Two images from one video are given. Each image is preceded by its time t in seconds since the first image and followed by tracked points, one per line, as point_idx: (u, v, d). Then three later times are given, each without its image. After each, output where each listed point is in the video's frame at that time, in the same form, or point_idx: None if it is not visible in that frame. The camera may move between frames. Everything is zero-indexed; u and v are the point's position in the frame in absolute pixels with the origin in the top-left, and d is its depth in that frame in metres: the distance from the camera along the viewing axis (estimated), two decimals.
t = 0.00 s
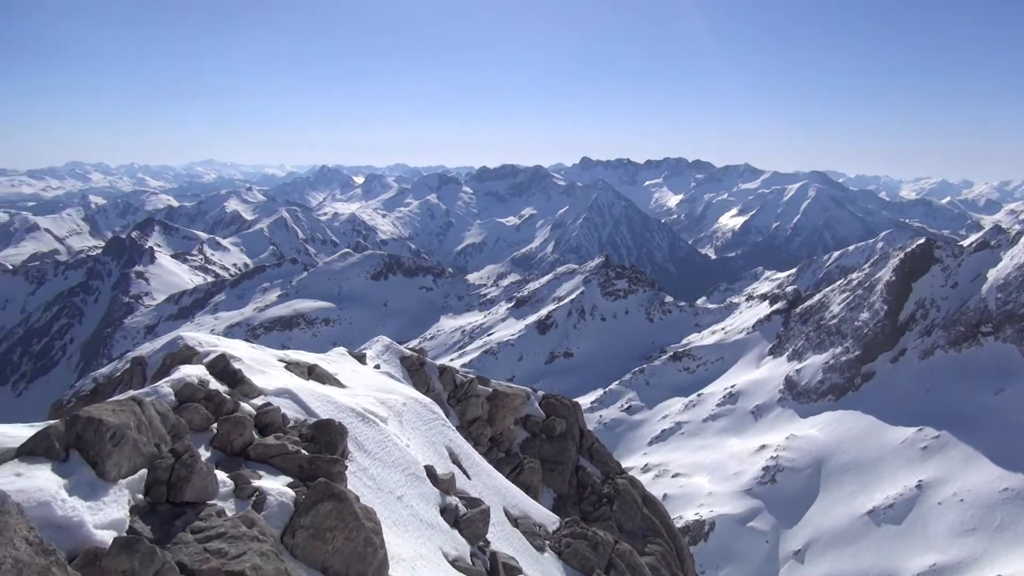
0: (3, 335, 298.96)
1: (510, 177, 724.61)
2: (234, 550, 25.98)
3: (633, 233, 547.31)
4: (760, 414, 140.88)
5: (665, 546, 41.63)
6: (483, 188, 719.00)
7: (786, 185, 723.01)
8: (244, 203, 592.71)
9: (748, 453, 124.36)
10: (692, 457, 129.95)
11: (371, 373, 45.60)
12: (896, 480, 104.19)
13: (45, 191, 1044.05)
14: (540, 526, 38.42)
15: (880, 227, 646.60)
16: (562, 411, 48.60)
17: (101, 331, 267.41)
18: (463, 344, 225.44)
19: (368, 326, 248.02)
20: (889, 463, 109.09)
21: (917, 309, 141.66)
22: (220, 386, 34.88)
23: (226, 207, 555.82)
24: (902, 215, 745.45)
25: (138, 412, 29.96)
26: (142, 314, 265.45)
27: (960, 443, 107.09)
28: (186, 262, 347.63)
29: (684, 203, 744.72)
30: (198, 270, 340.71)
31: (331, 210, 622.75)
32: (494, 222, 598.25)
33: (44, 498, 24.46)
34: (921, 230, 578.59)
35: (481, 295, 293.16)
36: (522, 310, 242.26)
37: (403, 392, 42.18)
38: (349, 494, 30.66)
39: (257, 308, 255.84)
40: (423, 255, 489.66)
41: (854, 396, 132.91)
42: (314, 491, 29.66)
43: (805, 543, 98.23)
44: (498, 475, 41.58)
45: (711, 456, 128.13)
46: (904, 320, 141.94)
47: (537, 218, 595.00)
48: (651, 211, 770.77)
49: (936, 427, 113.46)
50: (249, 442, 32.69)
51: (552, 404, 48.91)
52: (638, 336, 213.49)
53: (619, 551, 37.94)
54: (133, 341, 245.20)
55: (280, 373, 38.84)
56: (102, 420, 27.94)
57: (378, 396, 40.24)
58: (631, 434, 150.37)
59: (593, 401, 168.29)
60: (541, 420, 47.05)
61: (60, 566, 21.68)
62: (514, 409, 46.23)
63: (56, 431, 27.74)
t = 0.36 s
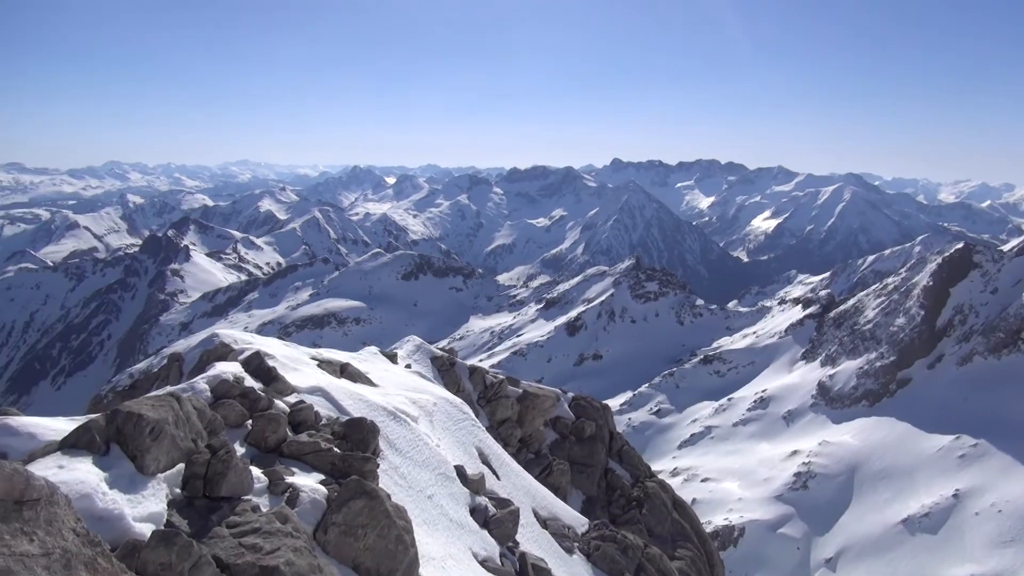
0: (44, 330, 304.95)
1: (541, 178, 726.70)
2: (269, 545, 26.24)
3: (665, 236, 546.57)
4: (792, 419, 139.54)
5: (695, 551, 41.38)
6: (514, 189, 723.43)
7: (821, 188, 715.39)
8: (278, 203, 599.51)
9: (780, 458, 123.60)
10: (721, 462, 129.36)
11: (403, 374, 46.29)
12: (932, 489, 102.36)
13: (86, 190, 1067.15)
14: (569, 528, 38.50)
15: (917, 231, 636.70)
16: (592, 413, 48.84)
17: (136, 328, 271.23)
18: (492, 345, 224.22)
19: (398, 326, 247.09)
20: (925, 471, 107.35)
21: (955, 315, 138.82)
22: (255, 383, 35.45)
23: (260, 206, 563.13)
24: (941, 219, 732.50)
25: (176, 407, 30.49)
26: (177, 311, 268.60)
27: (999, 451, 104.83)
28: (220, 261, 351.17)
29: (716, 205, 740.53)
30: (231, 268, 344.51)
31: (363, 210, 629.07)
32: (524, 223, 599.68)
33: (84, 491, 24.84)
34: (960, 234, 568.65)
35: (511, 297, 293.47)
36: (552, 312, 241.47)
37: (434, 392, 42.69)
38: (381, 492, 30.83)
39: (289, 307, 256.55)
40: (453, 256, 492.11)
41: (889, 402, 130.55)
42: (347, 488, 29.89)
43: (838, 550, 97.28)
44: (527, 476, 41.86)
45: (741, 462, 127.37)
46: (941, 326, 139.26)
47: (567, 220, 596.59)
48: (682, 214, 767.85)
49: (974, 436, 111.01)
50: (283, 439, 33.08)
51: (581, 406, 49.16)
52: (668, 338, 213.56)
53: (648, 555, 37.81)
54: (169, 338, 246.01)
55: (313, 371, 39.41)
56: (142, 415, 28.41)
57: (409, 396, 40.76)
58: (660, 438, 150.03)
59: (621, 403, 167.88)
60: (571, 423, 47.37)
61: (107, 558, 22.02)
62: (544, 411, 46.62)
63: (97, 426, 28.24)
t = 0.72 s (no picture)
0: (95, 328, 313.17)
1: (581, 179, 727.07)
2: (313, 542, 26.59)
3: (705, 238, 543.36)
4: (836, 424, 137.33)
5: (736, 556, 40.86)
6: (553, 190, 724.65)
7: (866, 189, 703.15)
8: (320, 204, 608.24)
9: (824, 464, 121.66)
10: (763, 466, 127.61)
11: (443, 373, 46.99)
12: (983, 499, 99.63)
13: (135, 192, 1096.40)
14: (608, 530, 38.39)
15: (967, 233, 621.57)
16: (631, 416, 48.83)
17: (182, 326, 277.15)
18: (531, 346, 221.90)
19: (437, 326, 247.81)
20: (974, 480, 104.80)
21: (1008, 319, 136.70)
22: (300, 381, 36.12)
23: (303, 207, 572.49)
24: (992, 220, 714.22)
25: (223, 405, 31.00)
26: (222, 310, 273.26)
27: None
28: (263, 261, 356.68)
29: (757, 207, 733.16)
30: (274, 268, 350.40)
31: (403, 210, 635.39)
32: (563, 224, 599.95)
33: (136, 485, 25.21)
34: (1013, 237, 554.06)
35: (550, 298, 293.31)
36: (591, 313, 239.84)
37: (474, 393, 43.14)
38: (423, 492, 31.09)
39: (329, 306, 258.99)
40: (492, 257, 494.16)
41: (938, 408, 128.47)
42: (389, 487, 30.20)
43: (883, 559, 95.35)
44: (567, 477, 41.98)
45: (783, 467, 125.64)
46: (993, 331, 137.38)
47: (607, 221, 595.23)
48: (722, 215, 761.83)
49: None
50: (326, 437, 33.54)
51: (621, 409, 49.21)
52: (708, 341, 212.89)
53: (688, 559, 37.54)
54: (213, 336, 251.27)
55: (355, 371, 39.98)
56: (191, 411, 28.97)
57: (450, 396, 41.25)
58: (700, 441, 148.50)
59: (660, 405, 165.71)
60: (610, 425, 47.46)
61: (161, 551, 22.44)
62: (583, 413, 46.83)
63: (148, 422, 28.79)
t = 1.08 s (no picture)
0: (143, 327, 321.61)
1: (619, 180, 724.85)
2: (355, 541, 26.85)
3: (746, 241, 538.46)
4: (881, 431, 134.99)
5: (778, 562, 40.27)
6: (591, 191, 723.65)
7: (914, 190, 687.46)
8: (361, 205, 616.23)
9: (869, 471, 119.63)
10: (805, 472, 125.77)
11: (482, 375, 47.43)
12: None
13: (182, 194, 1123.64)
14: (648, 535, 38.21)
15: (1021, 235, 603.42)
16: (671, 419, 48.47)
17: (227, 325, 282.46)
18: (569, 348, 220.59)
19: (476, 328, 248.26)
20: None
21: None
22: (342, 382, 36.57)
23: (344, 208, 580.57)
24: None
25: (268, 404, 31.44)
26: (265, 310, 278.05)
27: None
28: (305, 262, 362.03)
29: (800, 208, 723.51)
30: (316, 269, 355.04)
31: (442, 212, 640.66)
32: (601, 226, 598.78)
33: (185, 481, 25.47)
34: None
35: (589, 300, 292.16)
36: (630, 316, 237.29)
37: (513, 395, 43.49)
38: (463, 492, 31.22)
39: (370, 307, 261.84)
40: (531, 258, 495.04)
41: (988, 415, 127.55)
42: (429, 487, 30.39)
43: (931, 569, 93.20)
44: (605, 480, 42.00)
45: (825, 474, 123.81)
46: None
47: (646, 222, 592.00)
48: (764, 217, 752.67)
49: None
50: (367, 437, 33.85)
51: (660, 412, 49.07)
52: (749, 345, 211.03)
53: (729, 566, 37.12)
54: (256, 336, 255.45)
55: (395, 372, 40.45)
56: (238, 410, 29.39)
57: (490, 398, 41.58)
58: (741, 446, 146.81)
59: (700, 409, 163.42)
60: (649, 428, 47.33)
61: (213, 547, 22.77)
62: (622, 415, 46.84)
63: (196, 420, 29.19)
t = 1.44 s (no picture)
0: (185, 328, 327.72)
1: (655, 183, 721.12)
2: (394, 541, 27.10)
3: (785, 244, 532.52)
4: (925, 438, 132.61)
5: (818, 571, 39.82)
6: (627, 194, 721.23)
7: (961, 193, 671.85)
8: (398, 208, 621.60)
9: (912, 479, 117.56)
10: (845, 480, 123.79)
11: (519, 378, 47.63)
12: None
13: (223, 197, 1146.15)
14: (685, 541, 37.97)
15: None
16: (709, 424, 48.21)
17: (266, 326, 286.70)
18: (605, 351, 219.49)
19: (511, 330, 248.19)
20: None
21: None
22: (380, 383, 36.99)
23: (382, 211, 586.29)
24: None
25: (309, 405, 31.84)
26: (303, 312, 281.72)
27: None
28: (343, 264, 366.10)
29: (840, 211, 712.72)
30: (353, 271, 358.46)
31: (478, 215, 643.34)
32: (637, 229, 596.39)
33: (230, 480, 25.76)
34: None
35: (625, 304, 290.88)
36: (666, 320, 235.49)
37: (550, 399, 43.60)
38: (499, 495, 31.30)
39: (406, 309, 264.02)
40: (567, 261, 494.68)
41: None
42: (466, 489, 30.55)
43: None
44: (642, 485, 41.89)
45: (866, 481, 121.81)
46: None
47: (682, 225, 587.53)
48: (804, 219, 742.39)
49: None
50: (405, 439, 34.13)
51: (698, 416, 48.86)
52: (788, 349, 208.68)
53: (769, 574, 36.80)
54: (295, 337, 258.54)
55: (433, 374, 40.83)
56: (279, 411, 29.77)
57: (527, 401, 41.67)
58: (779, 452, 145.11)
59: (737, 414, 162.02)
60: (686, 433, 47.04)
61: (259, 545, 23.12)
62: (659, 420, 46.65)
63: (239, 420, 29.59)
